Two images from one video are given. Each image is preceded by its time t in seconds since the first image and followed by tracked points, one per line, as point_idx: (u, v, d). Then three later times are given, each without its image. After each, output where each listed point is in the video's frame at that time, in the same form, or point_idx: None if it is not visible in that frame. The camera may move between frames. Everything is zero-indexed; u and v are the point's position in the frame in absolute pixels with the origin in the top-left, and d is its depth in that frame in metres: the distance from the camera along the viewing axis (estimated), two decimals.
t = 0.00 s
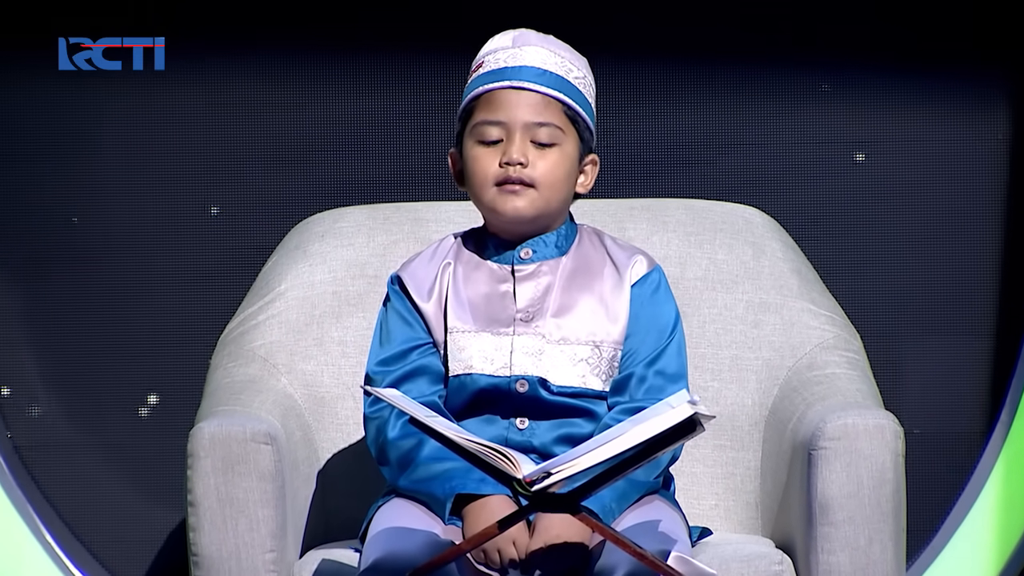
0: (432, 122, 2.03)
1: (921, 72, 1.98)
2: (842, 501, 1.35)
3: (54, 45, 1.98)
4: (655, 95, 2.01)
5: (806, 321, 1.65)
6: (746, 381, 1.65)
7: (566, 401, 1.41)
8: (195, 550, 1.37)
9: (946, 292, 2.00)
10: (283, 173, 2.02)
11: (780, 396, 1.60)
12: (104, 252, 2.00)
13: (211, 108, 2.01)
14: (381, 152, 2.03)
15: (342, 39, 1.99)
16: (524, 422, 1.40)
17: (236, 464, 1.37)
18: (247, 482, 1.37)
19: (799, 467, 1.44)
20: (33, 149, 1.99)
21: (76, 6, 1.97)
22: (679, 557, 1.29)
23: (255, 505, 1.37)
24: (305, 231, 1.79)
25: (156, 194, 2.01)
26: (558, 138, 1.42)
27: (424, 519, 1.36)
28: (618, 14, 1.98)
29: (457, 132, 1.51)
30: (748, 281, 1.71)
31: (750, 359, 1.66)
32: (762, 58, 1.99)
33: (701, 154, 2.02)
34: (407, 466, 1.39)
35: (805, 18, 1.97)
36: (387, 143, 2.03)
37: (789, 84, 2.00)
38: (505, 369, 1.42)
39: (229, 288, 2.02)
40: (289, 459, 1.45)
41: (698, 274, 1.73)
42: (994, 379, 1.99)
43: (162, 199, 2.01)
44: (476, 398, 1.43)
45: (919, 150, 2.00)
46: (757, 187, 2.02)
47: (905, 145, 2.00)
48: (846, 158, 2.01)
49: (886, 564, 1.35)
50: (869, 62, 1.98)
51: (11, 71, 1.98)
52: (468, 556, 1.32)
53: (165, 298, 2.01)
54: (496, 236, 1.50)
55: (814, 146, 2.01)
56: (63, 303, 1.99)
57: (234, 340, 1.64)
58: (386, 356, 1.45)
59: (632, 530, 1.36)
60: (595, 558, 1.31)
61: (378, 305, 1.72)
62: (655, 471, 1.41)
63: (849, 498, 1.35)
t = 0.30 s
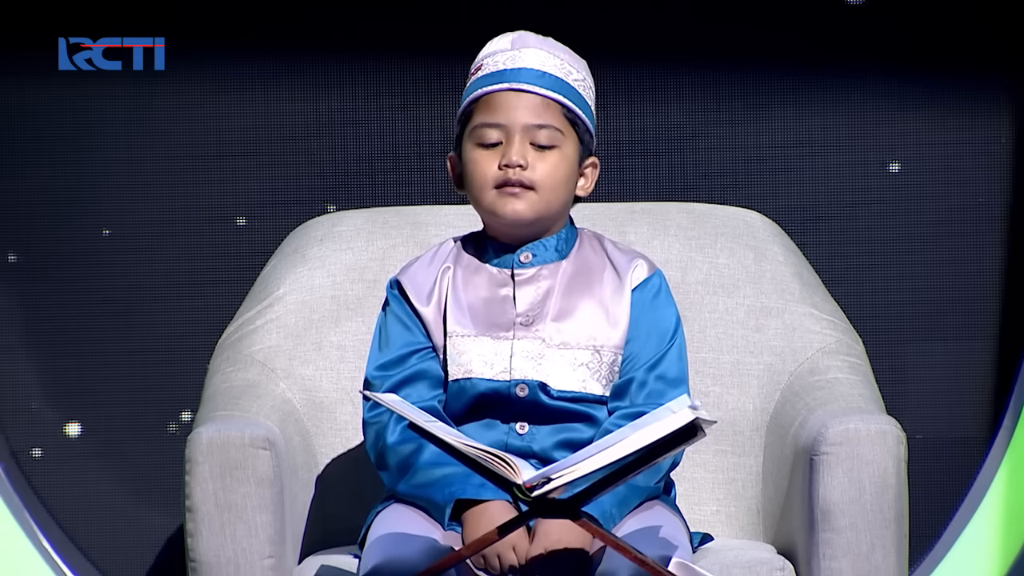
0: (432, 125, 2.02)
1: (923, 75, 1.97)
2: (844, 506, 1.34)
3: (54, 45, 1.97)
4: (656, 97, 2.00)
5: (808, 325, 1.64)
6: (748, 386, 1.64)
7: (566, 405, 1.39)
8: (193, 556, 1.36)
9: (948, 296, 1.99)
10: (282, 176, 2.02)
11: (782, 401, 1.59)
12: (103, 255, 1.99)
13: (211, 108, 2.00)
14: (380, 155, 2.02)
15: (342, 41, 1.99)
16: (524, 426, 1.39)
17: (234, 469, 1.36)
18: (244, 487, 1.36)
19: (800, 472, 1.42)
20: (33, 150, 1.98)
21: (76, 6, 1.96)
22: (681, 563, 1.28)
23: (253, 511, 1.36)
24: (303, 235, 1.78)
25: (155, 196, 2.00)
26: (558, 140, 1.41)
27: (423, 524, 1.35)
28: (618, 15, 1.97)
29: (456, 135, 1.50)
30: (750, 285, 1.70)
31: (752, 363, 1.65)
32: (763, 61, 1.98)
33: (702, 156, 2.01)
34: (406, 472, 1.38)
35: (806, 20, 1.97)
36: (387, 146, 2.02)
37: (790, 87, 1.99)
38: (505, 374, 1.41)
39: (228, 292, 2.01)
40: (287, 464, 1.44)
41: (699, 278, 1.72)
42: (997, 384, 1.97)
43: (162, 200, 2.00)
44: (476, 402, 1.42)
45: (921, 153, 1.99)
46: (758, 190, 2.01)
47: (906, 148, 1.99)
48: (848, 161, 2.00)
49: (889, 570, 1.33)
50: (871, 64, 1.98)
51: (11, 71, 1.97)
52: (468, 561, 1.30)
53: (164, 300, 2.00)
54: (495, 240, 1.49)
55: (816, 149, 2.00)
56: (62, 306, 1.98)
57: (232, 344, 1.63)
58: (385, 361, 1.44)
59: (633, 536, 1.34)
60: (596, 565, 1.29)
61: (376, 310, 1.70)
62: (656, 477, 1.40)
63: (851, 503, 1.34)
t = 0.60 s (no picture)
0: (432, 130, 2.01)
1: (927, 80, 1.96)
2: (846, 516, 1.33)
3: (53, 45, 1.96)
4: (657, 100, 1.99)
5: (809, 333, 1.62)
6: (749, 394, 1.62)
7: (566, 413, 1.38)
8: (190, 565, 1.35)
9: (950, 303, 1.97)
10: (280, 180, 2.01)
11: (784, 409, 1.57)
12: (102, 258, 1.98)
13: (211, 111, 1.99)
14: (379, 160, 2.01)
15: (343, 44, 1.98)
16: (523, 435, 1.38)
17: (231, 478, 1.35)
18: (242, 496, 1.34)
19: (802, 481, 1.41)
20: (31, 150, 1.97)
21: (76, 6, 1.95)
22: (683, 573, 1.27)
23: (250, 520, 1.34)
24: (301, 241, 1.77)
25: (154, 198, 1.99)
26: (558, 146, 1.40)
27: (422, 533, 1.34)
28: (620, 19, 1.96)
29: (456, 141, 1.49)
30: (751, 292, 1.69)
31: (753, 371, 1.63)
32: (765, 66, 1.97)
33: (703, 160, 2.00)
34: (404, 480, 1.36)
35: (810, 25, 1.96)
36: (386, 150, 2.01)
37: (793, 91, 1.98)
38: (505, 382, 1.39)
39: (226, 297, 2.00)
40: (285, 473, 1.42)
41: (700, 284, 1.70)
42: (1001, 393, 1.96)
43: (161, 203, 1.99)
44: (476, 410, 1.40)
45: (925, 159, 1.98)
46: (761, 197, 2.00)
47: (909, 154, 1.98)
48: (850, 166, 1.99)
49: None
50: (872, 68, 1.96)
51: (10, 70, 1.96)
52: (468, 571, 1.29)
53: (162, 304, 1.99)
54: (495, 246, 1.47)
55: (817, 153, 1.99)
56: (59, 307, 1.97)
57: (229, 352, 1.62)
58: (383, 368, 1.42)
59: (633, 545, 1.33)
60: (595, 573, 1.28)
61: (375, 317, 1.69)
62: (658, 485, 1.39)
63: (854, 513, 1.32)
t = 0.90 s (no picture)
0: (432, 133, 1.99)
1: (932, 82, 1.94)
2: (850, 522, 1.31)
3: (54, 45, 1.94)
4: (658, 102, 1.98)
5: (812, 337, 1.61)
6: (752, 399, 1.61)
7: (567, 418, 1.36)
8: (187, 572, 1.33)
9: (952, 307, 1.96)
10: (279, 183, 1.99)
11: (786, 414, 1.56)
12: (101, 260, 1.96)
13: (210, 112, 1.98)
14: (378, 162, 2.00)
15: (344, 45, 1.97)
16: (524, 440, 1.37)
17: (229, 484, 1.33)
18: (240, 502, 1.33)
19: (805, 486, 1.39)
20: (31, 151, 1.95)
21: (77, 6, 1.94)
22: None
23: (248, 526, 1.33)
24: (299, 245, 1.76)
25: (153, 200, 1.98)
26: (558, 148, 1.39)
27: (421, 540, 1.33)
28: (622, 20, 1.95)
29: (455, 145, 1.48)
30: (754, 296, 1.67)
31: (756, 376, 1.62)
32: (769, 67, 1.96)
33: (705, 163, 1.99)
34: (403, 486, 1.35)
35: (815, 25, 1.94)
36: (385, 153, 1.99)
37: (797, 92, 1.96)
38: (505, 387, 1.38)
39: (225, 301, 1.99)
40: (283, 479, 1.41)
41: (702, 288, 1.69)
42: (1006, 398, 1.95)
43: (160, 205, 1.98)
44: (475, 415, 1.39)
45: (929, 162, 1.96)
46: (764, 200, 1.98)
47: (914, 156, 1.97)
48: (852, 169, 1.97)
49: None
50: (875, 70, 1.95)
51: (10, 70, 1.95)
52: None
53: (160, 306, 1.98)
54: (496, 250, 1.46)
55: (820, 156, 1.97)
56: (58, 309, 1.95)
57: (227, 356, 1.60)
58: (382, 373, 1.41)
59: (634, 552, 1.31)
60: None
61: (374, 321, 1.68)
62: (660, 491, 1.37)
63: (857, 519, 1.31)
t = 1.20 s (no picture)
0: (433, 134, 1.98)
1: (938, 82, 1.93)
2: (853, 525, 1.29)
3: (54, 45, 1.93)
4: (660, 102, 1.96)
5: (815, 339, 1.59)
6: (754, 402, 1.59)
7: (567, 421, 1.35)
8: None
9: (955, 309, 1.95)
10: (278, 184, 1.98)
11: (789, 417, 1.54)
12: (102, 261, 1.95)
13: (210, 113, 1.97)
14: (378, 163, 1.99)
15: (344, 46, 1.96)
16: (524, 443, 1.35)
17: (227, 487, 1.32)
18: (237, 506, 1.31)
19: (808, 489, 1.38)
20: (31, 151, 1.94)
21: (76, 5, 1.93)
22: None
23: (246, 529, 1.31)
24: (297, 247, 1.74)
25: (154, 200, 1.97)
26: (558, 149, 1.37)
27: (422, 544, 1.31)
28: (625, 20, 1.93)
29: (454, 145, 1.46)
30: (756, 298, 1.66)
31: (758, 378, 1.60)
32: (773, 67, 1.94)
33: (707, 164, 1.97)
34: (402, 489, 1.33)
35: (820, 24, 1.93)
36: (385, 154, 1.98)
37: (801, 93, 1.95)
38: (505, 390, 1.36)
39: (224, 303, 1.98)
40: (281, 482, 1.39)
41: (704, 290, 1.67)
42: (1011, 401, 1.93)
43: (160, 206, 1.97)
44: (475, 418, 1.37)
45: (934, 163, 1.95)
46: (766, 201, 1.97)
47: (918, 158, 1.95)
48: (855, 170, 1.96)
49: None
50: (878, 71, 1.94)
51: (9, 70, 1.93)
52: None
53: (160, 308, 1.97)
54: (495, 252, 1.45)
55: (823, 156, 1.96)
56: (59, 310, 1.94)
57: (224, 359, 1.59)
58: (381, 376, 1.40)
59: (635, 556, 1.30)
60: None
61: (373, 323, 1.66)
62: (661, 494, 1.35)
63: (860, 522, 1.29)
